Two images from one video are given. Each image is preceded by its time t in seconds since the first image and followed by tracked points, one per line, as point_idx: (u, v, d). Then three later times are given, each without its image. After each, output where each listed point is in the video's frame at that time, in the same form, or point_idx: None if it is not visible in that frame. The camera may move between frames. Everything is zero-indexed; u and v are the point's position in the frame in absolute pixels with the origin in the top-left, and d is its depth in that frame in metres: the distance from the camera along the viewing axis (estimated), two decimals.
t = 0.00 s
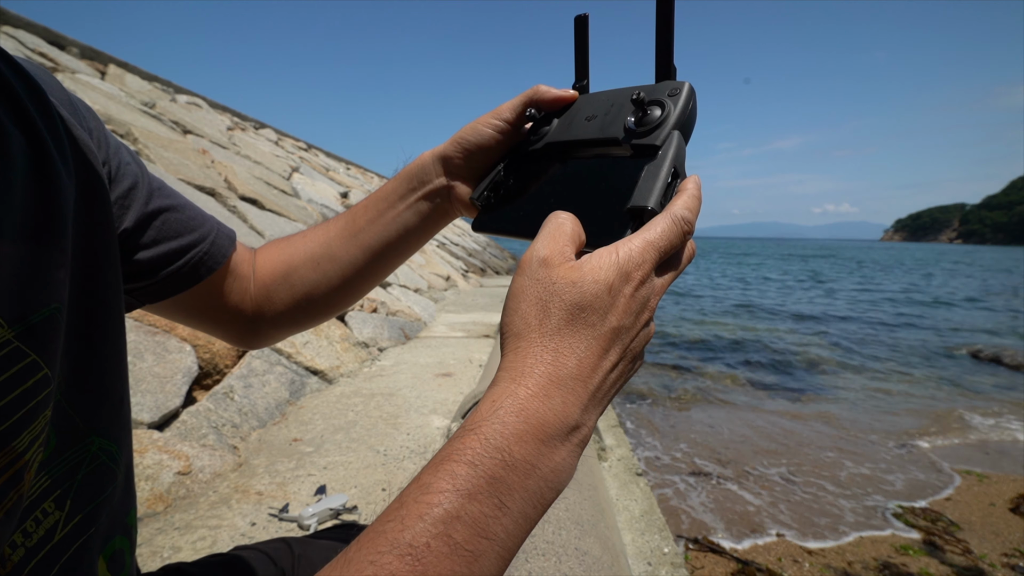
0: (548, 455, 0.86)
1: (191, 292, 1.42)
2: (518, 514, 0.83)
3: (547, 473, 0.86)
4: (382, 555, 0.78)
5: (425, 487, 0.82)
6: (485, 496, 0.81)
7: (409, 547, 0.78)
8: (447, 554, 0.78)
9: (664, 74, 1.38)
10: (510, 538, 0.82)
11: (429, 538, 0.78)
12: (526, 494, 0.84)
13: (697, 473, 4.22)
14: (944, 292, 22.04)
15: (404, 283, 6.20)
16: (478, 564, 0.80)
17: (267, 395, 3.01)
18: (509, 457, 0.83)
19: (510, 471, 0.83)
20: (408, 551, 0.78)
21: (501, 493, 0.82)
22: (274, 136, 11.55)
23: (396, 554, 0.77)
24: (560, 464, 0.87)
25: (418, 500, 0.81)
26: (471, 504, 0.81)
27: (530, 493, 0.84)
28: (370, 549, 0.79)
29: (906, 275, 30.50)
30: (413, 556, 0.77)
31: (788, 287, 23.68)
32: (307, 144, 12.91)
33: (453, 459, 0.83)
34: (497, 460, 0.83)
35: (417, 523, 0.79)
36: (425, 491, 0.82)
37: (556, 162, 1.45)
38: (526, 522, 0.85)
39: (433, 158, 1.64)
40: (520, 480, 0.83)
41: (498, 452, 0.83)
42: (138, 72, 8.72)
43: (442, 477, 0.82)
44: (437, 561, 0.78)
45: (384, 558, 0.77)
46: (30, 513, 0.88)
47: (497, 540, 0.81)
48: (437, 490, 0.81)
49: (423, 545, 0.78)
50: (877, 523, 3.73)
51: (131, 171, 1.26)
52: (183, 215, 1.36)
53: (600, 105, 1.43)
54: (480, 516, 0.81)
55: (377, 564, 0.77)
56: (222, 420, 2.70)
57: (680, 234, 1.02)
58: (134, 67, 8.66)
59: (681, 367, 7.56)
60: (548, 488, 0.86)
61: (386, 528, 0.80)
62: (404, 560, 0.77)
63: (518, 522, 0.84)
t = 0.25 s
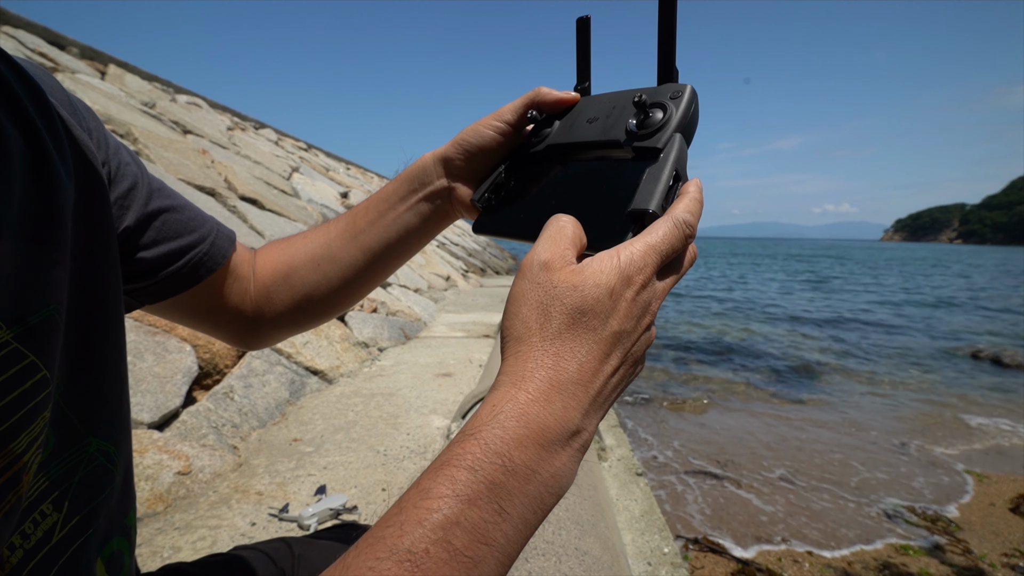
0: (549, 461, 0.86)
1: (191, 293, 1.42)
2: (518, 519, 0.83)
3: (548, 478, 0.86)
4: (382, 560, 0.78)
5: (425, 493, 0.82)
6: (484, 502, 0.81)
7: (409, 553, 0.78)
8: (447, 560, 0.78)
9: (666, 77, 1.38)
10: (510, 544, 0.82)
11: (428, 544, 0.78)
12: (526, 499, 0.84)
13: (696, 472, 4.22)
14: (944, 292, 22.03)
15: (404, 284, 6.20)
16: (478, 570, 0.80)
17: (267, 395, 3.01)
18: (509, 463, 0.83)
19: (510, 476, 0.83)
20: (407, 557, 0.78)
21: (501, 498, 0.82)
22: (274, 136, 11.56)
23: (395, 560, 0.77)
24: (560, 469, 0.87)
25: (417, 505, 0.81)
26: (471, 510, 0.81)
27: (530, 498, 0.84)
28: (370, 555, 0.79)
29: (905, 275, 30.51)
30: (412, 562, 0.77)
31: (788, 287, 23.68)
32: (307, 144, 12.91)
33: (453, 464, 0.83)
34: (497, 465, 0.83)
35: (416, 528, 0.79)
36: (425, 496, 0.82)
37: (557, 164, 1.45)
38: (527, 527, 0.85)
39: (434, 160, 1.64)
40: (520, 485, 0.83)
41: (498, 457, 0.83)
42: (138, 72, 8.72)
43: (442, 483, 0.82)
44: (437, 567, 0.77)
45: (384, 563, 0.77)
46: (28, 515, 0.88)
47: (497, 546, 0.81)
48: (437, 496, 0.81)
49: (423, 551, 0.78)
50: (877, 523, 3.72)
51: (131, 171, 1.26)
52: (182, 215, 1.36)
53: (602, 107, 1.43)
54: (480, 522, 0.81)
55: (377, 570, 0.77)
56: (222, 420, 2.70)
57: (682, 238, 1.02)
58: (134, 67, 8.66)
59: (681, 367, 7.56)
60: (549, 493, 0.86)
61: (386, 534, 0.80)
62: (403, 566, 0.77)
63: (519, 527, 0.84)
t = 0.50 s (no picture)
0: (547, 462, 0.86)
1: (190, 293, 1.42)
2: (517, 521, 0.83)
3: (547, 479, 0.86)
4: (381, 562, 0.77)
5: (424, 495, 0.82)
6: (483, 503, 0.81)
7: (408, 555, 0.78)
8: (446, 562, 0.78)
9: (665, 79, 1.38)
10: (509, 545, 0.82)
11: (427, 546, 0.78)
12: (525, 501, 0.84)
13: (696, 472, 4.22)
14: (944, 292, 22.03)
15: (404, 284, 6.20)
16: (478, 571, 0.80)
17: (267, 395, 3.01)
18: (508, 464, 0.83)
19: (509, 478, 0.83)
20: (407, 559, 0.78)
21: (500, 500, 0.82)
22: (274, 136, 11.56)
23: (395, 562, 0.77)
24: (559, 470, 0.87)
25: (417, 507, 0.81)
26: (470, 511, 0.80)
27: (529, 500, 0.84)
28: (369, 557, 0.79)
29: (906, 275, 30.51)
30: (411, 564, 0.77)
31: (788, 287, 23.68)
32: (307, 144, 12.91)
33: (452, 466, 0.83)
34: (497, 467, 0.83)
35: (415, 530, 0.79)
36: (424, 498, 0.82)
37: (556, 166, 1.45)
38: (525, 529, 0.85)
39: (434, 161, 1.64)
40: (519, 487, 0.83)
41: (497, 459, 0.83)
42: (138, 72, 8.72)
43: (441, 484, 0.82)
44: (437, 568, 0.78)
45: (383, 565, 0.77)
46: (27, 516, 0.88)
47: (496, 547, 0.81)
48: (436, 498, 0.81)
49: (422, 553, 0.78)
50: (877, 523, 3.72)
51: (130, 172, 1.26)
52: (181, 216, 1.35)
53: (602, 110, 1.43)
54: (479, 524, 0.81)
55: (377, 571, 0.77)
56: (222, 420, 2.70)
57: (681, 239, 1.02)
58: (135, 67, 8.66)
59: (681, 367, 7.56)
60: (548, 495, 0.86)
61: (385, 535, 0.80)
62: (403, 568, 0.77)
63: (518, 529, 0.84)
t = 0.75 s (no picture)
0: (544, 466, 0.86)
1: (190, 295, 1.42)
2: (514, 525, 0.83)
3: (544, 484, 0.86)
4: (378, 567, 0.78)
5: (421, 499, 0.82)
6: (480, 508, 0.81)
7: (405, 560, 0.78)
8: (443, 567, 0.78)
9: (666, 83, 1.38)
10: (506, 549, 0.82)
11: (424, 551, 0.78)
12: (522, 505, 0.84)
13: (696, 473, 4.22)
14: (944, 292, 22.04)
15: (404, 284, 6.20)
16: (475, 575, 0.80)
17: (267, 395, 3.01)
18: (504, 469, 0.83)
19: (506, 482, 0.83)
20: (403, 564, 0.78)
21: (497, 504, 0.82)
22: (274, 136, 11.56)
23: (392, 567, 0.77)
24: (557, 474, 0.87)
25: (413, 511, 0.81)
26: (467, 516, 0.81)
27: (526, 504, 0.84)
28: (366, 561, 0.79)
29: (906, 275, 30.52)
30: (408, 569, 0.77)
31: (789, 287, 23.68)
32: (307, 144, 12.91)
33: (449, 470, 0.83)
34: (493, 472, 0.83)
35: (412, 535, 0.79)
36: (421, 503, 0.82)
37: (556, 170, 1.45)
38: (522, 533, 0.85)
39: (435, 164, 1.64)
40: (516, 491, 0.83)
41: (494, 463, 0.83)
42: (138, 72, 8.72)
43: (438, 489, 0.82)
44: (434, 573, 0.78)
45: (380, 570, 0.77)
46: (26, 517, 0.88)
47: (493, 552, 0.81)
48: (433, 502, 0.81)
49: (419, 557, 0.78)
50: (877, 523, 3.72)
51: (131, 173, 1.26)
52: (181, 218, 1.35)
53: (602, 114, 1.43)
54: (475, 528, 0.81)
55: None
56: (222, 420, 2.70)
57: (681, 243, 1.02)
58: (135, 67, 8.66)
59: (681, 367, 7.57)
60: (545, 499, 0.86)
61: (382, 540, 0.80)
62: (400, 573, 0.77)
63: (514, 533, 0.84)
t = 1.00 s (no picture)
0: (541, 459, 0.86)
1: (190, 297, 1.42)
2: (511, 517, 0.83)
3: (541, 476, 0.86)
4: (377, 559, 0.77)
5: (419, 492, 0.82)
6: (478, 499, 0.81)
7: (404, 552, 0.78)
8: (441, 558, 0.78)
9: (664, 86, 1.38)
10: (504, 541, 0.83)
11: (423, 542, 0.78)
12: (519, 498, 0.84)
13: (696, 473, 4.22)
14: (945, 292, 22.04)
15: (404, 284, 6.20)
16: (473, 567, 0.80)
17: (267, 395, 3.01)
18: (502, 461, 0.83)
19: (503, 474, 0.83)
20: (402, 556, 0.78)
21: (495, 496, 0.82)
22: (274, 136, 11.56)
23: (391, 559, 0.77)
24: (553, 467, 0.87)
25: (412, 504, 0.81)
26: (465, 508, 0.81)
27: (523, 496, 0.84)
28: (365, 554, 0.79)
29: (906, 275, 30.53)
30: (408, 560, 0.77)
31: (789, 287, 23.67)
32: (307, 144, 12.91)
33: (447, 463, 0.83)
34: (491, 464, 0.83)
35: (411, 527, 0.79)
36: (420, 495, 0.81)
37: (555, 173, 1.45)
38: (520, 525, 0.85)
39: (434, 167, 1.64)
40: (514, 483, 0.83)
41: (491, 456, 0.83)
42: (138, 72, 8.73)
43: (436, 482, 0.82)
44: (432, 564, 0.78)
45: (380, 562, 0.77)
46: (27, 518, 0.88)
47: (491, 543, 0.81)
48: (431, 495, 0.81)
49: (418, 549, 0.78)
50: (877, 523, 3.72)
51: (132, 175, 1.26)
52: (182, 220, 1.35)
53: (601, 118, 1.43)
54: (473, 520, 0.81)
55: (373, 568, 0.77)
56: (222, 420, 2.70)
57: (681, 242, 1.02)
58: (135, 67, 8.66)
59: (680, 367, 7.56)
60: (542, 491, 0.86)
61: (381, 533, 0.80)
62: (399, 565, 0.77)
63: (512, 525, 0.84)
